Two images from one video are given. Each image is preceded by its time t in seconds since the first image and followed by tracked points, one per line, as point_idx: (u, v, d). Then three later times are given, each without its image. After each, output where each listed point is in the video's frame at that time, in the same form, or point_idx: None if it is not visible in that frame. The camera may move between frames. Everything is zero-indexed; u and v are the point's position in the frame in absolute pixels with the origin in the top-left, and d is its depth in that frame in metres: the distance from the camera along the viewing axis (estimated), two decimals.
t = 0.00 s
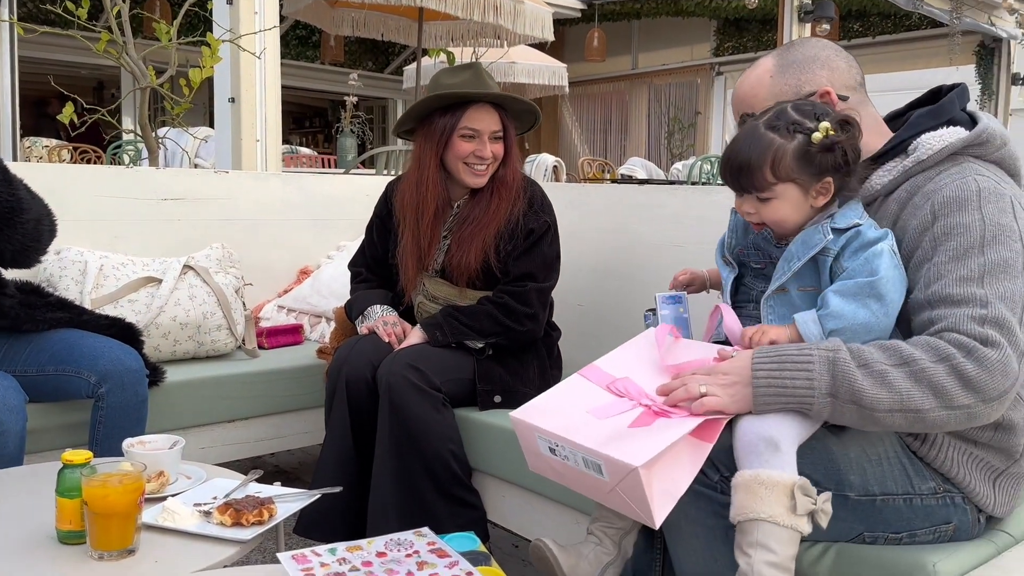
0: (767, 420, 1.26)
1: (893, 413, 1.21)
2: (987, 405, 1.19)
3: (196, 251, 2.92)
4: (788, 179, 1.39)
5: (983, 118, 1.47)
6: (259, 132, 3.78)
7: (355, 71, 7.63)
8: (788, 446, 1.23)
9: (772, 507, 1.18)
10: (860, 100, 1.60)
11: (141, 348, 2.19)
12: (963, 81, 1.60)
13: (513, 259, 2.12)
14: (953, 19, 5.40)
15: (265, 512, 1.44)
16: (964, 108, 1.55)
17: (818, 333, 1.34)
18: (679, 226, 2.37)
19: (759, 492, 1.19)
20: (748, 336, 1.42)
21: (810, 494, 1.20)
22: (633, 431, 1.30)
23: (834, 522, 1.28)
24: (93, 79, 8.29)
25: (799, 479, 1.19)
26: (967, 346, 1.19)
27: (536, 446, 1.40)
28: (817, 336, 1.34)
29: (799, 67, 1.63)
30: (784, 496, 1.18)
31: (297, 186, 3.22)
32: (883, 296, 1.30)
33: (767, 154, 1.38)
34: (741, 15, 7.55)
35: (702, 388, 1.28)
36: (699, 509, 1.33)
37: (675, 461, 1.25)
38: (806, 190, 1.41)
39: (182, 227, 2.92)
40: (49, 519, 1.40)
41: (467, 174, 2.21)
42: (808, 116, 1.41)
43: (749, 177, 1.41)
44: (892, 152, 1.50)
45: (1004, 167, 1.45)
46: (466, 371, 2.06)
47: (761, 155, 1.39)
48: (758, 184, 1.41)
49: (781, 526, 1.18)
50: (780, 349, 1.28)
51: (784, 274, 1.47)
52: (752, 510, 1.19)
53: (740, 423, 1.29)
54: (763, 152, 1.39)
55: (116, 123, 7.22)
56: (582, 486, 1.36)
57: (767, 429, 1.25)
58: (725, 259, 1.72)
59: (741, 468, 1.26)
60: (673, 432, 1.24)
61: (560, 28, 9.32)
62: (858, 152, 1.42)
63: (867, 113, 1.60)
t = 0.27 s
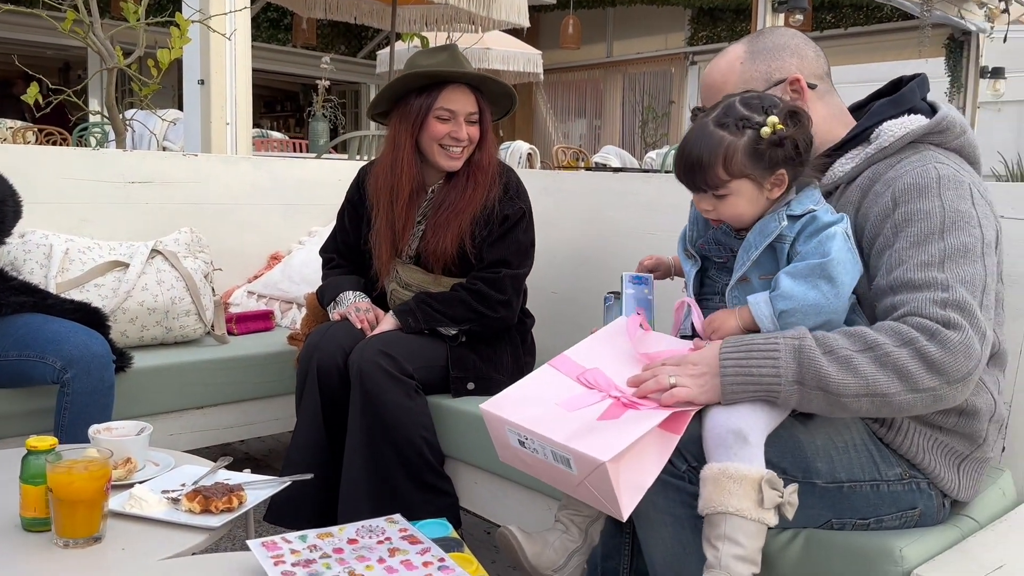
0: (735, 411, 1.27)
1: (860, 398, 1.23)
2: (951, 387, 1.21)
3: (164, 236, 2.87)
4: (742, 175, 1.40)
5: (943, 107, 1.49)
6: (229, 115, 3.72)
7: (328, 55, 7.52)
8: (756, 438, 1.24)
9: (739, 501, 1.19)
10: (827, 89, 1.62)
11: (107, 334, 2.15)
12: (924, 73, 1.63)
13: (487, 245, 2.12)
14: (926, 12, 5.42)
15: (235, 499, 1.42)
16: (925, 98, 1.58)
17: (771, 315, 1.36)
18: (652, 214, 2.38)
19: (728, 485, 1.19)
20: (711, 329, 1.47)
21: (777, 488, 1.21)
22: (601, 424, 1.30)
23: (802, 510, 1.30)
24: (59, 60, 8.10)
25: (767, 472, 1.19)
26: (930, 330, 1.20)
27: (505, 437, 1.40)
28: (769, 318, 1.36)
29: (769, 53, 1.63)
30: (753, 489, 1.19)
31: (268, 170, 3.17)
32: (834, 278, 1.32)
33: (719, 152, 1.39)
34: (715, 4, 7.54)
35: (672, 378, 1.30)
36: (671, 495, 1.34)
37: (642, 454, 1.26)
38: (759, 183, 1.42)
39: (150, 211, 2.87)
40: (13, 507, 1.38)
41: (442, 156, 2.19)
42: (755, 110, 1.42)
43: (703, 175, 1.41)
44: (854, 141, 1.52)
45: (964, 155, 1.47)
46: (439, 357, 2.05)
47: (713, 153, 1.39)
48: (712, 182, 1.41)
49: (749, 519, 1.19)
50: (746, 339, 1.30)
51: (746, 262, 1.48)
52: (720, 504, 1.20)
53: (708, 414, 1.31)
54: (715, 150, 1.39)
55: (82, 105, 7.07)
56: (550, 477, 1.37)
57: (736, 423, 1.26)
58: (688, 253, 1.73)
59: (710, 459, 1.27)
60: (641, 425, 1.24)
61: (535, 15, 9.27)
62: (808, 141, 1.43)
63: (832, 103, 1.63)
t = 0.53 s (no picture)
0: (713, 398, 1.28)
1: (835, 381, 1.23)
2: (924, 368, 1.22)
3: (137, 220, 2.83)
4: (702, 160, 1.41)
5: (900, 96, 1.52)
6: (203, 98, 3.66)
7: (304, 39, 7.43)
8: (732, 425, 1.25)
9: (720, 488, 1.20)
10: (792, 80, 1.64)
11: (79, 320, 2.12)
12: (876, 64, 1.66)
13: (467, 232, 2.11)
14: (901, 3, 5.45)
15: (209, 487, 1.41)
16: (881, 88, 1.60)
17: (739, 299, 1.37)
18: (630, 202, 2.38)
19: (706, 473, 1.20)
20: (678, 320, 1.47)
21: (756, 472, 1.22)
22: (582, 420, 1.31)
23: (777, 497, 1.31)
24: (28, 40, 7.94)
25: (745, 459, 1.21)
26: (902, 313, 1.21)
27: (485, 438, 1.41)
28: (737, 302, 1.37)
29: (738, 40, 1.65)
30: (731, 477, 1.20)
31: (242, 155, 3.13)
32: (803, 266, 1.33)
33: (679, 136, 1.40)
34: None
35: (648, 369, 1.31)
36: (648, 481, 1.35)
37: (624, 448, 1.27)
38: (722, 170, 1.42)
39: (123, 195, 2.82)
40: None
41: (421, 140, 2.18)
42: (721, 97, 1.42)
43: (664, 159, 1.43)
44: (817, 132, 1.54)
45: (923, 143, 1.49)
46: (416, 344, 2.04)
47: (675, 137, 1.41)
48: (673, 166, 1.42)
49: (729, 506, 1.20)
50: (722, 327, 1.30)
51: (719, 250, 1.49)
52: (701, 492, 1.21)
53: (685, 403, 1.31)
54: (676, 133, 1.41)
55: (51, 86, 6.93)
56: (533, 474, 1.37)
57: (714, 410, 1.26)
58: (660, 244, 1.73)
59: (689, 448, 1.28)
60: (620, 420, 1.25)
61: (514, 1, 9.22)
62: (774, 130, 1.42)
63: (796, 93, 1.64)
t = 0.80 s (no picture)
0: (685, 384, 1.29)
1: (804, 364, 1.25)
2: (893, 351, 1.23)
3: (114, 205, 2.79)
4: (667, 148, 1.44)
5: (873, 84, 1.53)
6: (182, 83, 3.61)
7: (285, 23, 7.34)
8: (705, 411, 1.26)
9: (692, 475, 1.21)
10: (767, 69, 1.66)
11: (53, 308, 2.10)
12: (849, 53, 1.67)
13: (449, 220, 2.10)
14: None
15: (187, 474, 1.40)
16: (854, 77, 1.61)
17: (712, 288, 1.37)
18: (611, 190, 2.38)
19: (680, 460, 1.21)
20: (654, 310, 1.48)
21: (729, 458, 1.23)
22: (557, 411, 1.31)
23: (754, 483, 1.32)
24: (3, 22, 7.78)
25: (718, 444, 1.21)
26: (870, 297, 1.23)
27: (463, 436, 1.41)
28: (711, 290, 1.38)
29: (715, 29, 1.67)
30: (705, 463, 1.21)
31: (221, 140, 3.09)
32: (776, 255, 1.34)
33: (647, 121, 1.44)
34: None
35: (620, 356, 1.33)
36: (626, 468, 1.36)
37: (598, 435, 1.27)
38: (686, 160, 1.45)
39: (100, 180, 2.78)
40: None
41: (404, 128, 2.16)
42: (695, 86, 1.43)
43: (635, 142, 1.48)
44: (792, 119, 1.55)
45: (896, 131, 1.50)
46: (398, 332, 2.03)
47: (643, 121, 1.45)
48: (641, 150, 1.47)
49: (703, 492, 1.21)
50: (693, 314, 1.31)
51: (693, 238, 1.49)
52: (674, 479, 1.21)
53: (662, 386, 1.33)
54: (645, 118, 1.45)
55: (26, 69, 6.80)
56: (511, 469, 1.37)
57: (685, 396, 1.27)
58: (637, 232, 1.71)
59: (664, 436, 1.29)
60: (594, 408, 1.26)
61: None
62: (744, 125, 1.42)
63: (772, 82, 1.66)
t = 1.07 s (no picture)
0: (667, 373, 1.30)
1: (784, 354, 1.25)
2: (874, 341, 1.24)
3: (97, 192, 2.76)
4: (659, 136, 1.44)
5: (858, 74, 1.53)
6: (166, 68, 3.57)
7: (270, 8, 7.25)
8: (688, 400, 1.26)
9: (675, 463, 1.21)
10: (754, 59, 1.66)
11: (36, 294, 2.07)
12: (835, 42, 1.67)
13: (436, 209, 2.09)
14: None
15: (172, 462, 1.39)
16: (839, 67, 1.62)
17: (692, 283, 1.38)
18: (599, 180, 2.37)
19: (662, 449, 1.21)
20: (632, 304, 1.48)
21: (712, 446, 1.22)
22: (541, 401, 1.31)
23: (739, 472, 1.33)
24: None
25: (700, 433, 1.21)
26: (851, 287, 1.23)
27: (448, 428, 1.40)
28: (690, 285, 1.38)
29: (702, 20, 1.67)
30: (686, 451, 1.21)
31: (205, 126, 3.06)
32: (755, 247, 1.34)
33: (639, 109, 1.43)
34: None
35: (603, 345, 1.33)
36: (612, 457, 1.36)
37: (583, 425, 1.27)
38: (678, 148, 1.44)
39: (82, 166, 2.75)
40: None
41: (391, 115, 2.15)
42: (687, 74, 1.43)
43: (627, 130, 1.47)
44: (779, 107, 1.56)
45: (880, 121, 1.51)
46: (384, 320, 2.02)
47: (635, 109, 1.44)
48: (633, 138, 1.46)
49: (684, 480, 1.22)
50: (677, 304, 1.31)
51: (676, 229, 1.49)
52: (656, 467, 1.22)
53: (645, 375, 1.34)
54: (637, 105, 1.44)
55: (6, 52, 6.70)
56: (497, 459, 1.36)
57: (668, 385, 1.28)
58: (624, 222, 1.69)
59: (646, 425, 1.29)
60: (578, 397, 1.26)
61: None
62: (736, 113, 1.42)
63: (757, 73, 1.67)
